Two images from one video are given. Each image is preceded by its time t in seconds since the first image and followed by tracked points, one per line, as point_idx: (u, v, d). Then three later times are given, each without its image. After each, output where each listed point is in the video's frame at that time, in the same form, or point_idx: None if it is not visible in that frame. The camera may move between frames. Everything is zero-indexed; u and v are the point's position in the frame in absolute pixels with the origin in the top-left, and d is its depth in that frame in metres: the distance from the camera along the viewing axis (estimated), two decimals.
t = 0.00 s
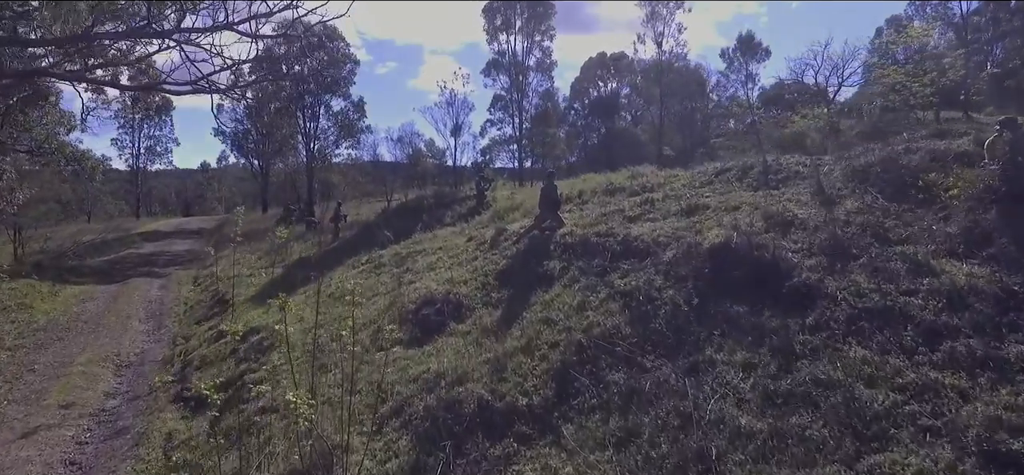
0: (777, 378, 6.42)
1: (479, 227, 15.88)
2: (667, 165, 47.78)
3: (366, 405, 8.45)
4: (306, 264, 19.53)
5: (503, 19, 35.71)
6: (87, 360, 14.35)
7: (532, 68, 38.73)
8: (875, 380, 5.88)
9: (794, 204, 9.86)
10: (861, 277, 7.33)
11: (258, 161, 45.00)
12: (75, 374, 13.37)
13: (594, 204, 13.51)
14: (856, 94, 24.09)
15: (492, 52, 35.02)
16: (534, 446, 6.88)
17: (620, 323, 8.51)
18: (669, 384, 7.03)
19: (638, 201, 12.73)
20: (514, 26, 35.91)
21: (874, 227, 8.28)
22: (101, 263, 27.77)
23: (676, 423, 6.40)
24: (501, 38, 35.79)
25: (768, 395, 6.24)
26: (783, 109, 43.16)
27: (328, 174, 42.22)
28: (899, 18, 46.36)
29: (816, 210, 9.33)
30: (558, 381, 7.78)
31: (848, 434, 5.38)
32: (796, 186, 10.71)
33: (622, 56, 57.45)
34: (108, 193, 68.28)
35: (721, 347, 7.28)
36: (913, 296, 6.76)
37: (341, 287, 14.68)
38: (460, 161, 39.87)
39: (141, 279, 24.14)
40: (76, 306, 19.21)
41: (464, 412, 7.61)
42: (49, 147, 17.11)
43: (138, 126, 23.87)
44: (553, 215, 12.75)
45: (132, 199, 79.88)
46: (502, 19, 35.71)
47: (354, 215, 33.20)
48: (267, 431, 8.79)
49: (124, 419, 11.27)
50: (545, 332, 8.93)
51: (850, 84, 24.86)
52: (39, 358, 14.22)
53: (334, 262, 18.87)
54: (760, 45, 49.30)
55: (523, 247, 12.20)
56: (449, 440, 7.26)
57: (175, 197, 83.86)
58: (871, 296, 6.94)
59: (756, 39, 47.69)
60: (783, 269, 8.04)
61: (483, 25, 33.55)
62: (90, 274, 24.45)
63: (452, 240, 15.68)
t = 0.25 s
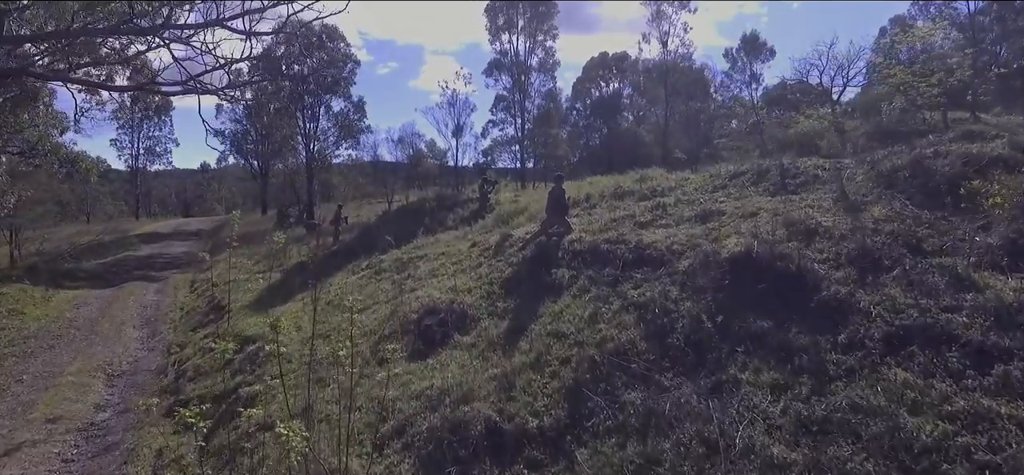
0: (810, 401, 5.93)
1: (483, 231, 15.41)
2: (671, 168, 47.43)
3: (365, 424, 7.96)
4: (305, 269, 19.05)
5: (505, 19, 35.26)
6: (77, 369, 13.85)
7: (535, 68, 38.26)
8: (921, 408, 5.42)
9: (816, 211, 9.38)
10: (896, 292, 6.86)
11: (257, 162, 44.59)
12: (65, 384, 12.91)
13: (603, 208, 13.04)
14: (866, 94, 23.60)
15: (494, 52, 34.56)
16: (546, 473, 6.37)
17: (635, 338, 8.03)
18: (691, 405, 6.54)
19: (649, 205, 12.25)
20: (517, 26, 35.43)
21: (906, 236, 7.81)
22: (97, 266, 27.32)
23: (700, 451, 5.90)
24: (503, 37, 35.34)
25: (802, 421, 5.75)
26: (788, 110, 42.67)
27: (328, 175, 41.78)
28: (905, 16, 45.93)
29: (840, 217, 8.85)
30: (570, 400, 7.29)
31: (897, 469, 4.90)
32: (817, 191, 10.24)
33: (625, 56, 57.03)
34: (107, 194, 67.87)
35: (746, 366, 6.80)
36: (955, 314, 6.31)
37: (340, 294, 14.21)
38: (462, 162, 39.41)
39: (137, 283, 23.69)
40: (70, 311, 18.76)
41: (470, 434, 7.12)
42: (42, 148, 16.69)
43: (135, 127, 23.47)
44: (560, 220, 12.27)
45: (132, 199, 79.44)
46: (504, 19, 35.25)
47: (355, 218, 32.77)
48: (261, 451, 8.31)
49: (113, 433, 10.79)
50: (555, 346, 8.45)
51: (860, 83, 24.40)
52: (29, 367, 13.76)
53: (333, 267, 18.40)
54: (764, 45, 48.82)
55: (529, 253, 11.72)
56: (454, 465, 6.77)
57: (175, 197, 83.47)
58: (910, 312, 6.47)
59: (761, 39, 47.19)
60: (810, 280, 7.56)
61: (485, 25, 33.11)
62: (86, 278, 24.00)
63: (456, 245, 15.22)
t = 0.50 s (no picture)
0: (848, 430, 5.45)
1: (486, 237, 14.94)
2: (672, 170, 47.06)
3: (364, 446, 7.45)
4: (304, 274, 18.60)
5: (508, 18, 34.79)
6: (66, 380, 13.39)
7: (537, 69, 37.78)
8: (977, 442, 4.98)
9: (841, 218, 8.90)
10: (935, 307, 6.43)
11: (256, 162, 44.16)
12: (53, 397, 12.43)
13: (612, 213, 12.57)
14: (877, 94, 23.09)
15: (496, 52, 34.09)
16: None
17: (652, 354, 7.55)
18: (716, 430, 6.04)
19: (661, 211, 11.78)
20: (519, 25, 34.95)
21: (942, 246, 7.37)
22: (92, 269, 26.86)
23: None
24: (505, 37, 34.86)
25: (843, 452, 5.26)
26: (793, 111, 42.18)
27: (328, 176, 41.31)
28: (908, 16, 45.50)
29: (868, 225, 8.38)
30: (583, 423, 6.77)
31: None
32: (839, 197, 9.76)
33: (627, 57, 56.71)
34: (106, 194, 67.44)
35: (775, 387, 6.31)
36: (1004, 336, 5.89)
37: (339, 302, 13.75)
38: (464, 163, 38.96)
39: (133, 287, 23.22)
40: (62, 317, 18.30)
41: (476, 460, 6.62)
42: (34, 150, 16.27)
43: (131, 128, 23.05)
44: (567, 226, 11.77)
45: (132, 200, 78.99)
46: (506, 18, 34.77)
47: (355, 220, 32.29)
48: None
49: (100, 450, 10.30)
50: (565, 362, 7.96)
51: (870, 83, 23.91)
52: (16, 378, 13.29)
53: (333, 272, 17.92)
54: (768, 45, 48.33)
55: (536, 261, 11.24)
56: None
57: (175, 198, 83.04)
58: (956, 333, 6.02)
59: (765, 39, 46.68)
60: (840, 294, 7.08)
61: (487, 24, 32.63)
62: (80, 282, 23.53)
63: (458, 250, 14.74)
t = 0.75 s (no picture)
0: (896, 464, 5.01)
1: (490, 242, 14.47)
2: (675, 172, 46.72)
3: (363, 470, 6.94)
4: (302, 279, 18.13)
5: (510, 18, 34.33)
6: (54, 391, 12.90)
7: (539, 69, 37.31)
8: None
9: (868, 226, 8.42)
10: (982, 327, 6.05)
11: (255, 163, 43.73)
12: (40, 410, 11.94)
13: (622, 219, 12.11)
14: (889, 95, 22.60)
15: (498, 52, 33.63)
16: None
17: (670, 372, 7.07)
18: (744, 459, 5.53)
19: (673, 216, 11.31)
20: (521, 25, 34.49)
21: (982, 258, 6.98)
22: (87, 273, 26.37)
23: None
24: (507, 36, 34.39)
25: None
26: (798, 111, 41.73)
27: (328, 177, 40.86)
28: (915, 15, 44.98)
29: (898, 234, 7.92)
30: (599, 449, 6.29)
31: None
32: (864, 203, 9.30)
33: (630, 57, 56.38)
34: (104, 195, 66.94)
35: (808, 412, 5.83)
36: None
37: (339, 310, 13.28)
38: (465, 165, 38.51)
39: (127, 292, 22.74)
40: (54, 324, 17.82)
41: None
42: (25, 152, 15.84)
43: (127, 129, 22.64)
44: (574, 232, 11.28)
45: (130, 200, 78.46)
46: (508, 18, 34.30)
47: (355, 222, 31.84)
48: None
49: (86, 468, 9.81)
50: (578, 380, 7.48)
51: (882, 82, 23.42)
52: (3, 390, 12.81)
53: (331, 277, 17.44)
54: (772, 45, 47.86)
55: (544, 269, 10.76)
56: None
57: (174, 198, 82.55)
58: (1005, 355, 5.70)
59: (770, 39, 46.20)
60: (875, 310, 6.64)
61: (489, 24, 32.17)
62: (74, 287, 23.05)
63: (461, 256, 14.26)
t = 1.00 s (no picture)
0: None
1: (494, 248, 13.98)
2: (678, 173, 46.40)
3: None
4: (300, 285, 17.66)
5: (512, 17, 33.84)
6: (41, 403, 12.43)
7: (542, 69, 36.82)
8: None
9: (898, 234, 7.94)
10: None
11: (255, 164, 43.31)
12: (26, 423, 11.47)
13: (632, 224, 11.63)
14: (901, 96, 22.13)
15: (500, 52, 33.16)
16: None
17: (690, 393, 6.57)
18: None
19: (686, 222, 10.83)
20: (524, 24, 34.00)
21: None
22: (83, 276, 25.94)
23: None
24: (509, 36, 33.92)
25: None
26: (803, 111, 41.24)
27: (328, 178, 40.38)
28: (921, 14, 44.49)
29: (933, 243, 7.43)
30: None
31: None
32: (890, 209, 8.82)
33: (632, 57, 56.03)
34: (104, 196, 66.48)
35: (847, 439, 5.36)
36: None
37: (337, 319, 12.81)
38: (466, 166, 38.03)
39: (122, 296, 22.28)
40: (45, 330, 17.36)
41: None
42: (16, 153, 15.42)
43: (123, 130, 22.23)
44: (583, 239, 10.82)
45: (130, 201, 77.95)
46: (511, 17, 33.80)
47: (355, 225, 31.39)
48: None
49: None
50: (591, 399, 7.01)
51: (894, 82, 22.95)
52: None
53: (330, 283, 16.97)
54: (777, 45, 47.36)
55: (552, 278, 10.25)
56: None
57: (174, 199, 82.17)
58: None
59: (774, 38, 45.69)
60: (915, 328, 6.16)
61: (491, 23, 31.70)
62: (68, 291, 22.60)
63: (464, 262, 13.79)
